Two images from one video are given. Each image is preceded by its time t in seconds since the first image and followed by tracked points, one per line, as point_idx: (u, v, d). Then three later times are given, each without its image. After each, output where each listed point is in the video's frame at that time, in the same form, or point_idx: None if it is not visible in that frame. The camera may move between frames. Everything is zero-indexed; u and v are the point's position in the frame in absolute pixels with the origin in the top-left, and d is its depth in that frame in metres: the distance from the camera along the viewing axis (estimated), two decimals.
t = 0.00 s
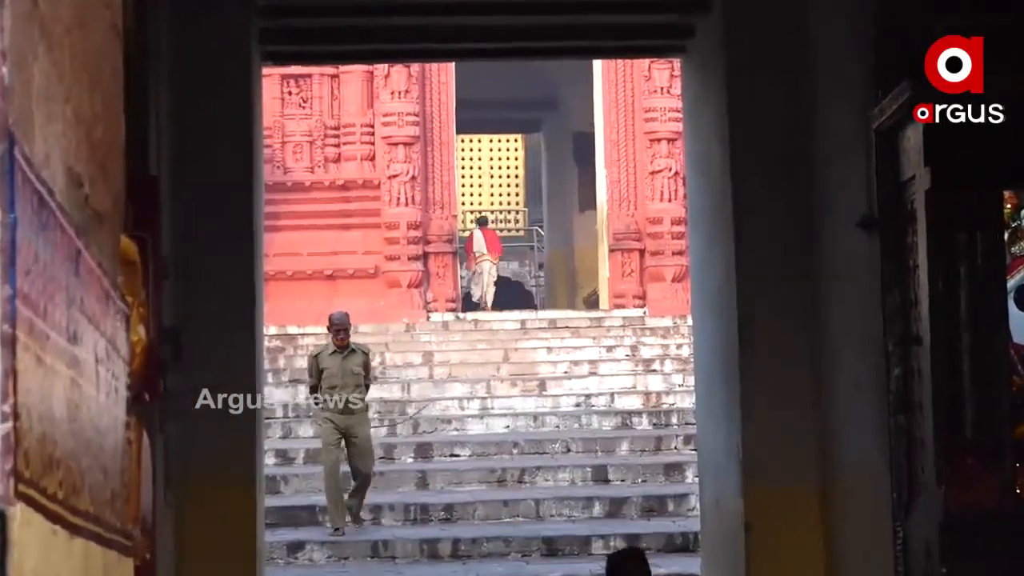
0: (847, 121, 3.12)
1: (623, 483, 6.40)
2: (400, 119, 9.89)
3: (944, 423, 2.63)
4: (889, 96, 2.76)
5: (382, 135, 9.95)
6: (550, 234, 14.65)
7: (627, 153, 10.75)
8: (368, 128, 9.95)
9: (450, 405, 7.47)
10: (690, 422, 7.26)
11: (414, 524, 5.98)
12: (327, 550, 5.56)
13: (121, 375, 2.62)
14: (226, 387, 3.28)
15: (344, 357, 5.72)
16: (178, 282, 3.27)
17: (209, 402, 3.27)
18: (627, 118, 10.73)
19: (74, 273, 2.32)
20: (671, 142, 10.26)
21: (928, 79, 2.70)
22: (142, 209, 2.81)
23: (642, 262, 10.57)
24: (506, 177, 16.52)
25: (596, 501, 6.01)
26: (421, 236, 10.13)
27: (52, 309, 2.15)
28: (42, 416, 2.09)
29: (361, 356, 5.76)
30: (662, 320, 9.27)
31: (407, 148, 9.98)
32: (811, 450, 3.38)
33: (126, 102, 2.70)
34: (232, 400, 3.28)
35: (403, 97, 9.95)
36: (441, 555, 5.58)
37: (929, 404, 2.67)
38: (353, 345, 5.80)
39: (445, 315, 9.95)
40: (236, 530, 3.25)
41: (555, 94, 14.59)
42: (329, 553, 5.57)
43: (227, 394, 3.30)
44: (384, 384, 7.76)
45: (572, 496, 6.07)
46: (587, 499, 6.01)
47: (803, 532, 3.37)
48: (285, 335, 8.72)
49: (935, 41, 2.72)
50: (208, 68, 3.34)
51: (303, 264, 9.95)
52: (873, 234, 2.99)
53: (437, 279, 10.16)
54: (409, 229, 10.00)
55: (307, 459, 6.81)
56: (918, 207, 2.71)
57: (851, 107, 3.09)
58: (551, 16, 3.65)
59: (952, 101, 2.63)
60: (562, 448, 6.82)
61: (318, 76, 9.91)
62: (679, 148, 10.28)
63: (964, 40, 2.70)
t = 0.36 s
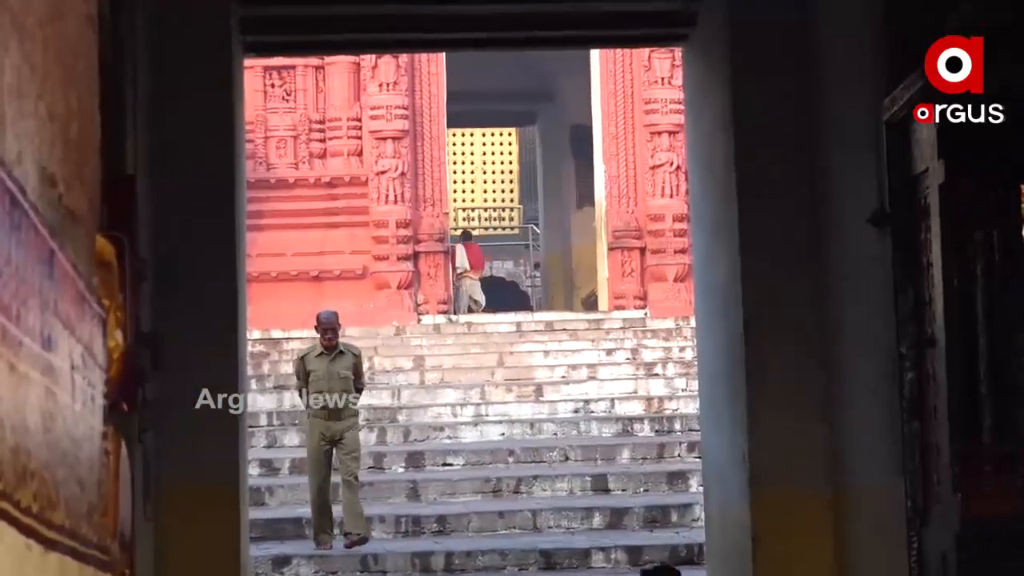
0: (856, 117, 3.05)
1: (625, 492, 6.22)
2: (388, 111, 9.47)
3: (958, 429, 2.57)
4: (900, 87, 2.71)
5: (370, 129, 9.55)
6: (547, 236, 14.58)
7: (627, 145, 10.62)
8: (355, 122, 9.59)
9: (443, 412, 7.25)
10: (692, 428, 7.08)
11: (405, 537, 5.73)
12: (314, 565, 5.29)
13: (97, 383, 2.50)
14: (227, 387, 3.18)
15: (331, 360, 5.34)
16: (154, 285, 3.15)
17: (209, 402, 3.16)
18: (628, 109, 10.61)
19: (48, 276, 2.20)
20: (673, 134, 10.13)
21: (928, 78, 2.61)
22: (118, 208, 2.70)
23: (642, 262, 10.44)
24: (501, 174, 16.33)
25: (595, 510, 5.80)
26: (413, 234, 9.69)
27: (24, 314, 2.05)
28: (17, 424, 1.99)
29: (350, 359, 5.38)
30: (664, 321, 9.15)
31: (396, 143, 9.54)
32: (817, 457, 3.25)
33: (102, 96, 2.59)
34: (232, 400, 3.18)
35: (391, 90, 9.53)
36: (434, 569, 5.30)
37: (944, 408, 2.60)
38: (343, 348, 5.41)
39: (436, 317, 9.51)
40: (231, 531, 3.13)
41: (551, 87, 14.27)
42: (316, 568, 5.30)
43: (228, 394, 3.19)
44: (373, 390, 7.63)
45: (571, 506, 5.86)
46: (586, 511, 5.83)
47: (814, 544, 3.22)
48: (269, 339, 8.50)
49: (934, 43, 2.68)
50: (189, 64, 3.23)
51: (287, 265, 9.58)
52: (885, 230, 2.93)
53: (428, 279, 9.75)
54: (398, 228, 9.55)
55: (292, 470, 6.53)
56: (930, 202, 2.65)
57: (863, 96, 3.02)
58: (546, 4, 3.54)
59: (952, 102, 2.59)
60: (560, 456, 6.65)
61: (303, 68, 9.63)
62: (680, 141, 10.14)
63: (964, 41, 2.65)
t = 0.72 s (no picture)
0: (882, 109, 3.02)
1: (635, 502, 6.11)
2: (385, 103, 9.34)
3: (986, 431, 2.58)
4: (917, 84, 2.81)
5: (367, 122, 9.42)
6: (553, 232, 14.28)
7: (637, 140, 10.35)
8: (351, 115, 9.46)
9: (445, 419, 7.24)
10: (707, 435, 7.00)
11: (406, 550, 5.61)
12: None
13: (83, 390, 2.40)
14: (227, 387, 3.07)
15: (343, 365, 5.16)
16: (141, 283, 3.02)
17: (209, 402, 3.05)
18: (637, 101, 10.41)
19: (31, 277, 2.09)
20: (684, 127, 9.99)
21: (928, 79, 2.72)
22: (102, 205, 2.59)
23: (652, 261, 10.21)
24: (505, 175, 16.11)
25: (604, 521, 5.68)
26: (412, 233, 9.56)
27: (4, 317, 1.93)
28: None
29: (363, 366, 5.19)
30: (676, 323, 8.99)
31: (395, 137, 9.42)
32: (838, 466, 3.09)
33: (85, 89, 2.47)
34: (233, 400, 3.08)
35: (390, 81, 9.39)
36: None
37: (970, 412, 2.62)
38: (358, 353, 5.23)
39: (437, 318, 9.37)
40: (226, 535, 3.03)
41: (557, 81, 14.26)
42: None
43: (228, 393, 3.09)
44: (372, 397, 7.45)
45: (579, 518, 5.74)
46: (596, 522, 5.72)
47: (835, 557, 3.07)
48: (262, 343, 8.36)
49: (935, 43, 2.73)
50: (180, 60, 3.12)
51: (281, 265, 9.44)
52: (908, 225, 2.92)
53: (429, 280, 9.63)
54: (397, 226, 9.46)
55: (287, 479, 6.42)
56: (955, 198, 2.70)
57: (887, 85, 2.99)
58: None
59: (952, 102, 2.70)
60: (568, 464, 6.54)
61: (297, 58, 9.47)
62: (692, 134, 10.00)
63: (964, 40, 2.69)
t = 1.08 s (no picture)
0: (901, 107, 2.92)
1: (644, 517, 5.96)
2: (381, 99, 9.23)
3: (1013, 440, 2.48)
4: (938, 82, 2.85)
5: (361, 118, 9.27)
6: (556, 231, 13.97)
7: (644, 136, 10.13)
8: (344, 111, 9.32)
9: (443, 429, 7.11)
10: (718, 446, 6.88)
11: (403, 568, 5.43)
12: None
13: (63, 402, 2.29)
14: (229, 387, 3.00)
15: (343, 376, 4.57)
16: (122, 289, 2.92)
17: (209, 402, 2.97)
18: (644, 95, 10.12)
19: (9, 283, 1.98)
20: (694, 123, 9.86)
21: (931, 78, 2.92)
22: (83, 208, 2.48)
23: (660, 264, 9.98)
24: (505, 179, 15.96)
25: (611, 538, 5.50)
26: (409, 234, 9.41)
27: None
28: None
29: (365, 377, 4.60)
30: (687, 329, 8.87)
31: (391, 134, 9.29)
32: (856, 477, 3.05)
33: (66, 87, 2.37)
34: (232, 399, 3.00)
35: (385, 75, 9.27)
36: None
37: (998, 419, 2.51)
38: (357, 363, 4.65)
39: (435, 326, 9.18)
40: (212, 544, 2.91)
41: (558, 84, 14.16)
42: None
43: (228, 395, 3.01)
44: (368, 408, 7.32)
45: (585, 534, 5.57)
46: (603, 538, 5.53)
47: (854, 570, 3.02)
48: (252, 351, 8.21)
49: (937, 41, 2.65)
50: (170, 57, 3.02)
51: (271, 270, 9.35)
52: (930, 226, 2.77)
53: (427, 284, 9.47)
54: (393, 227, 9.33)
55: (278, 495, 6.18)
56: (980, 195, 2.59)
57: (903, 77, 2.91)
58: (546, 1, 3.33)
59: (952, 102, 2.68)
60: (573, 477, 6.42)
61: (287, 52, 9.37)
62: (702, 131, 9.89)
63: (964, 40, 2.87)
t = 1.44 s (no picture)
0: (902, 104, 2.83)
1: (646, 538, 5.85)
2: (370, 98, 9.12)
3: None
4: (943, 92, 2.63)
5: (349, 120, 9.16)
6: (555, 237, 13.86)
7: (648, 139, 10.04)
8: (332, 111, 9.22)
9: (436, 446, 6.95)
10: (724, 463, 6.76)
11: None
12: None
13: (37, 416, 2.18)
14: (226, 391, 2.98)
15: (322, 415, 4.38)
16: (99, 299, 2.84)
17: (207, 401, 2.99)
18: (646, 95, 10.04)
19: None
20: (699, 124, 9.73)
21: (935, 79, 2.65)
22: (55, 212, 2.37)
23: (664, 272, 9.88)
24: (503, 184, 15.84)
25: (612, 560, 5.35)
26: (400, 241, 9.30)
27: None
28: None
29: (346, 415, 4.41)
30: (691, 340, 8.76)
31: (381, 135, 9.18)
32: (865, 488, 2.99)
33: (40, 87, 2.27)
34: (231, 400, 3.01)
35: (374, 73, 9.16)
36: None
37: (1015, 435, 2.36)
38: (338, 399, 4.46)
39: (428, 337, 9.06)
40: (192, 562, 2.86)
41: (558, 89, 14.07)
42: None
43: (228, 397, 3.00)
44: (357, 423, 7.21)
45: (584, 556, 5.40)
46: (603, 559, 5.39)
47: None
48: (236, 364, 8.10)
49: (936, 38, 2.62)
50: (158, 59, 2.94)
51: (255, 278, 9.24)
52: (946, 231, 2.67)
53: (419, 294, 9.33)
54: (383, 234, 9.19)
55: (261, 514, 6.06)
56: (999, 200, 2.45)
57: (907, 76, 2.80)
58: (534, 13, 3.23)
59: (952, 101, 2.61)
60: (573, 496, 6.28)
61: (271, 49, 9.29)
62: (707, 132, 9.76)
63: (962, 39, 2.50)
